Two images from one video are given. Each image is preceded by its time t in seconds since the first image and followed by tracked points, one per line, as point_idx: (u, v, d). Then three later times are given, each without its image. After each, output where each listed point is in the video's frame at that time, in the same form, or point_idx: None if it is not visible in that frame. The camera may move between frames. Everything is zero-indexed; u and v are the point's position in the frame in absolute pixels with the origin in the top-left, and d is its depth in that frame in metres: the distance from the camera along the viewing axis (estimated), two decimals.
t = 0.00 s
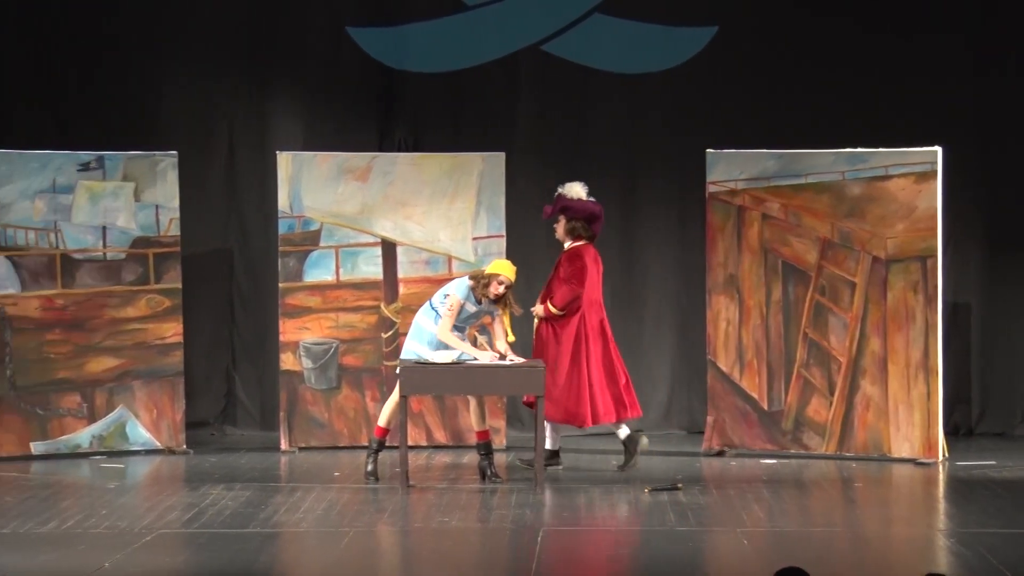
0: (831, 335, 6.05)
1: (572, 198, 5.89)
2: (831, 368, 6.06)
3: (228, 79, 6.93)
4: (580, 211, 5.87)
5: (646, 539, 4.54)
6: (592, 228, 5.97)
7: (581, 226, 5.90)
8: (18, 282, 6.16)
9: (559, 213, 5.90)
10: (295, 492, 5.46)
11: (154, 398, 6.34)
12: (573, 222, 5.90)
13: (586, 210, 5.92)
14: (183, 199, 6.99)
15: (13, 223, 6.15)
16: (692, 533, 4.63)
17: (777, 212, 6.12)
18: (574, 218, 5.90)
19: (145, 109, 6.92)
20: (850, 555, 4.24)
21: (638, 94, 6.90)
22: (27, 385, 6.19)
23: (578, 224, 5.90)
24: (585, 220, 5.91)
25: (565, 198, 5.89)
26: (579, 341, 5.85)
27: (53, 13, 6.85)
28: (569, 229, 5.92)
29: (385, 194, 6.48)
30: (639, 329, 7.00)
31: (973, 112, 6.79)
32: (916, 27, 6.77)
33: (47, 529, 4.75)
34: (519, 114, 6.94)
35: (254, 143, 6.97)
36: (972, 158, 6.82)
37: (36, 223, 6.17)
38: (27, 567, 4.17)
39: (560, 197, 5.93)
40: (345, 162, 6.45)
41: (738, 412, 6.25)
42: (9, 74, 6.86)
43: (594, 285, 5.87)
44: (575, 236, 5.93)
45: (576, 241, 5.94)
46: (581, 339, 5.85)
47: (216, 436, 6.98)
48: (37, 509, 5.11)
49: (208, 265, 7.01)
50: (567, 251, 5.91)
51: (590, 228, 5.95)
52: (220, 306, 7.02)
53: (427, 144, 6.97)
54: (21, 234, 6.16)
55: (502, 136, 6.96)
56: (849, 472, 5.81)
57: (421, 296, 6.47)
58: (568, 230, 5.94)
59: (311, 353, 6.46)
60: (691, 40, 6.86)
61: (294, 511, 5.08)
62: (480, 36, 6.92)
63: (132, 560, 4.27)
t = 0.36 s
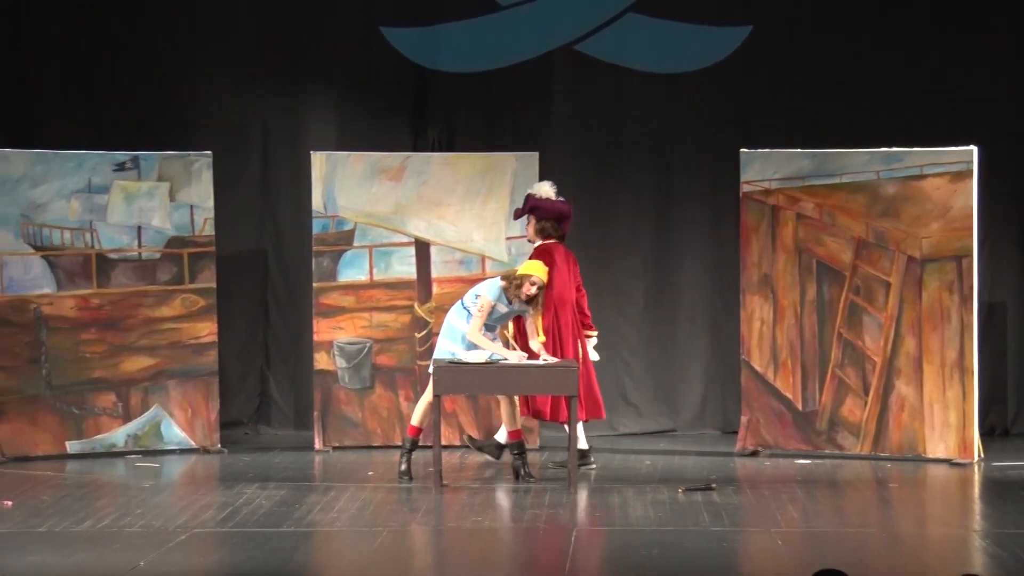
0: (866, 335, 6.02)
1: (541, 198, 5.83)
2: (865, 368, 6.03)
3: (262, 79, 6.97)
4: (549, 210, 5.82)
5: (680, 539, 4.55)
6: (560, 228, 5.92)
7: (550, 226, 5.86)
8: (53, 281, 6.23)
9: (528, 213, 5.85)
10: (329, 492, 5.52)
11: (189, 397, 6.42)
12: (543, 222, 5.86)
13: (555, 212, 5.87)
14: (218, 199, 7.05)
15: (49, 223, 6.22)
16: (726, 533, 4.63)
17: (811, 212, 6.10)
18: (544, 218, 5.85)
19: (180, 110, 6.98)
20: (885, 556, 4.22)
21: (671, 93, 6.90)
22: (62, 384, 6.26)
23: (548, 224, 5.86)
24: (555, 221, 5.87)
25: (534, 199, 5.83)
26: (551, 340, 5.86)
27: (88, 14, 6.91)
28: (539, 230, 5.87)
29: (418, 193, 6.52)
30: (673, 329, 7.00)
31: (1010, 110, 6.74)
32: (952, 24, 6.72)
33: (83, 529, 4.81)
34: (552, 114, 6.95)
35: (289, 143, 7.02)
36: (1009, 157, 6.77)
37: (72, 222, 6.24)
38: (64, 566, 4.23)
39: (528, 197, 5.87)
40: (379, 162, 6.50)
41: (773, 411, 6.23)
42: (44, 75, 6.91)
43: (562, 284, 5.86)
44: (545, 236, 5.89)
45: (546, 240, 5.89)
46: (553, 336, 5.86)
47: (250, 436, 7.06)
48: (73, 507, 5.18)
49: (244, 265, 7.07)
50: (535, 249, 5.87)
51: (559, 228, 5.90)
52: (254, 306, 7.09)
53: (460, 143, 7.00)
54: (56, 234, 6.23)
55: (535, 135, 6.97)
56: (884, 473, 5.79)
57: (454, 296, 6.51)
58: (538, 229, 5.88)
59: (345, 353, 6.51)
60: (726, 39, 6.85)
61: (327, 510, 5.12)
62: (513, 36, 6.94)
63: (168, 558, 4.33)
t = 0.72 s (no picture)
0: (894, 335, 6.00)
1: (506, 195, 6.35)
2: (893, 368, 6.01)
3: (290, 79, 7.02)
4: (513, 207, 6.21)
5: (707, 540, 4.55)
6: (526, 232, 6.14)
7: (514, 223, 6.08)
8: (82, 281, 6.29)
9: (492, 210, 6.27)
10: (355, 491, 5.55)
11: (217, 396, 6.48)
12: (507, 219, 6.09)
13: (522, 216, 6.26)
14: (246, 199, 7.10)
15: (77, 223, 6.28)
16: (753, 534, 4.63)
17: (839, 212, 6.07)
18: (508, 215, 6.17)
19: (208, 111, 7.02)
20: (913, 557, 4.20)
21: (698, 92, 6.90)
22: (91, 383, 6.32)
23: (511, 221, 6.08)
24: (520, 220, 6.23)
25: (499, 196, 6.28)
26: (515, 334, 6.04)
27: (115, 14, 6.93)
28: (505, 227, 6.08)
29: (445, 193, 6.55)
30: (699, 328, 7.00)
31: None
32: (981, 22, 6.69)
33: (112, 527, 4.86)
34: (578, 113, 6.96)
35: (316, 143, 7.07)
36: None
37: (100, 222, 6.30)
38: (94, 564, 4.28)
39: (496, 196, 6.30)
40: (406, 162, 6.53)
41: (800, 411, 6.21)
42: (71, 75, 6.92)
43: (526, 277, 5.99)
44: (511, 234, 6.07)
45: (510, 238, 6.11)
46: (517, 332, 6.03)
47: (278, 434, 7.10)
48: (102, 506, 5.24)
49: (271, 264, 7.12)
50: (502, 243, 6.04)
51: (524, 226, 6.12)
52: (282, 305, 7.14)
53: (487, 143, 7.02)
54: (85, 234, 6.29)
55: (562, 134, 6.99)
56: (913, 473, 5.77)
57: (480, 295, 6.53)
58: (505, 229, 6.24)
59: (372, 352, 6.53)
60: (753, 38, 6.85)
61: (354, 509, 5.16)
62: (540, 36, 6.95)
63: (198, 556, 4.38)
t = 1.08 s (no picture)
0: (911, 335, 5.98)
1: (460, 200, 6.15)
2: (910, 368, 5.99)
3: (307, 79, 7.04)
4: (467, 211, 6.01)
5: (723, 540, 4.54)
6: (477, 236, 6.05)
7: (467, 227, 5.99)
8: (99, 281, 6.33)
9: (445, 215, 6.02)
10: (371, 491, 5.57)
11: (233, 396, 6.52)
12: (460, 224, 6.00)
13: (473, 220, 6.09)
14: (262, 200, 7.13)
15: (95, 223, 6.31)
16: (770, 534, 4.62)
17: (856, 212, 6.06)
18: (461, 219, 6.01)
19: (224, 112, 7.05)
20: (930, 557, 4.19)
21: (715, 92, 6.89)
22: (108, 383, 6.36)
23: (464, 225, 5.99)
24: (472, 224, 6.03)
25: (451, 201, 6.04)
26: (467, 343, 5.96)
27: (133, 15, 6.97)
28: (457, 231, 5.99)
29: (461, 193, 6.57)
30: (716, 328, 6.99)
31: None
32: (999, 20, 6.66)
33: (129, 526, 4.89)
34: (594, 113, 6.96)
35: (333, 142, 7.09)
36: None
37: (117, 222, 6.34)
38: (112, 563, 4.31)
39: (448, 200, 6.08)
40: (422, 162, 6.54)
41: (817, 412, 6.19)
42: (88, 75, 6.96)
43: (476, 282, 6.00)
44: (462, 238, 5.99)
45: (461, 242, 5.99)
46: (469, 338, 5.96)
47: (294, 434, 7.13)
48: (119, 505, 5.27)
49: (288, 264, 7.15)
50: (455, 248, 5.93)
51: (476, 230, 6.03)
52: (298, 305, 7.16)
53: (503, 143, 7.03)
54: (102, 234, 6.32)
55: (578, 134, 6.99)
56: (930, 473, 5.75)
57: (497, 296, 6.56)
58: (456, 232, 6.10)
59: (388, 352, 6.56)
60: (770, 38, 6.84)
61: (370, 509, 5.18)
62: (557, 36, 6.95)
63: (214, 556, 4.41)
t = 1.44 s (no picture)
0: (929, 335, 5.96)
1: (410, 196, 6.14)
2: (929, 368, 5.97)
3: (325, 79, 7.07)
4: (416, 207, 6.09)
5: (740, 540, 4.54)
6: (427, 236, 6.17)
7: (417, 223, 6.10)
8: (118, 280, 6.37)
9: (395, 211, 6.12)
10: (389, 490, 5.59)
11: (251, 395, 6.56)
12: (410, 220, 6.10)
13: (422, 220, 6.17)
14: (280, 200, 7.16)
15: (113, 223, 6.34)
16: (787, 534, 4.62)
17: (874, 211, 6.04)
18: (410, 215, 6.11)
19: (242, 112, 7.08)
20: (948, 558, 4.18)
21: (733, 91, 6.89)
22: (127, 382, 6.40)
23: (414, 221, 6.10)
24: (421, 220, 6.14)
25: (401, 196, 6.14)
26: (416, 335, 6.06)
27: (151, 16, 7.01)
28: (407, 227, 6.09)
29: (479, 193, 6.58)
30: (733, 328, 6.99)
31: None
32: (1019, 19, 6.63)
33: (147, 525, 4.93)
34: (611, 113, 6.97)
35: (351, 142, 7.11)
36: None
37: (136, 222, 6.37)
38: (131, 562, 4.34)
39: (398, 196, 6.15)
40: (440, 162, 6.55)
41: (834, 412, 6.18)
42: (107, 76, 7.01)
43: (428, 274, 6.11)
44: (413, 235, 6.10)
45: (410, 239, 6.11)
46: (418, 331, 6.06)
47: (311, 433, 7.16)
48: (138, 504, 5.31)
49: (306, 264, 7.17)
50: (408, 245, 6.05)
51: (426, 226, 6.15)
52: (316, 305, 7.19)
53: (520, 142, 7.04)
54: (121, 233, 6.35)
55: (595, 133, 7.00)
56: (949, 473, 5.73)
57: (514, 295, 6.56)
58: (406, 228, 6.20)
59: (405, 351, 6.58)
60: (788, 37, 6.83)
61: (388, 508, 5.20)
62: (574, 36, 6.96)
63: (232, 555, 4.44)
